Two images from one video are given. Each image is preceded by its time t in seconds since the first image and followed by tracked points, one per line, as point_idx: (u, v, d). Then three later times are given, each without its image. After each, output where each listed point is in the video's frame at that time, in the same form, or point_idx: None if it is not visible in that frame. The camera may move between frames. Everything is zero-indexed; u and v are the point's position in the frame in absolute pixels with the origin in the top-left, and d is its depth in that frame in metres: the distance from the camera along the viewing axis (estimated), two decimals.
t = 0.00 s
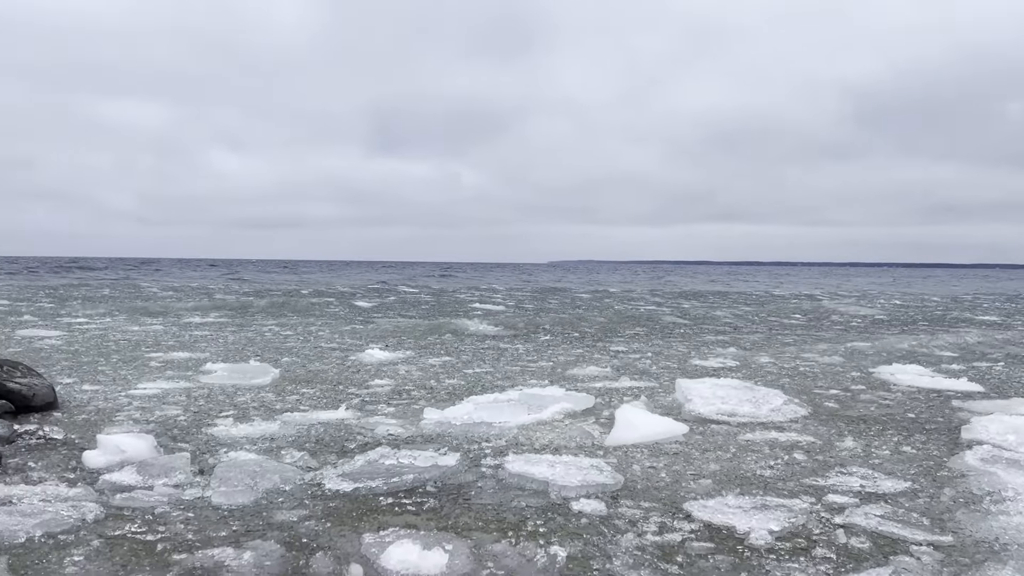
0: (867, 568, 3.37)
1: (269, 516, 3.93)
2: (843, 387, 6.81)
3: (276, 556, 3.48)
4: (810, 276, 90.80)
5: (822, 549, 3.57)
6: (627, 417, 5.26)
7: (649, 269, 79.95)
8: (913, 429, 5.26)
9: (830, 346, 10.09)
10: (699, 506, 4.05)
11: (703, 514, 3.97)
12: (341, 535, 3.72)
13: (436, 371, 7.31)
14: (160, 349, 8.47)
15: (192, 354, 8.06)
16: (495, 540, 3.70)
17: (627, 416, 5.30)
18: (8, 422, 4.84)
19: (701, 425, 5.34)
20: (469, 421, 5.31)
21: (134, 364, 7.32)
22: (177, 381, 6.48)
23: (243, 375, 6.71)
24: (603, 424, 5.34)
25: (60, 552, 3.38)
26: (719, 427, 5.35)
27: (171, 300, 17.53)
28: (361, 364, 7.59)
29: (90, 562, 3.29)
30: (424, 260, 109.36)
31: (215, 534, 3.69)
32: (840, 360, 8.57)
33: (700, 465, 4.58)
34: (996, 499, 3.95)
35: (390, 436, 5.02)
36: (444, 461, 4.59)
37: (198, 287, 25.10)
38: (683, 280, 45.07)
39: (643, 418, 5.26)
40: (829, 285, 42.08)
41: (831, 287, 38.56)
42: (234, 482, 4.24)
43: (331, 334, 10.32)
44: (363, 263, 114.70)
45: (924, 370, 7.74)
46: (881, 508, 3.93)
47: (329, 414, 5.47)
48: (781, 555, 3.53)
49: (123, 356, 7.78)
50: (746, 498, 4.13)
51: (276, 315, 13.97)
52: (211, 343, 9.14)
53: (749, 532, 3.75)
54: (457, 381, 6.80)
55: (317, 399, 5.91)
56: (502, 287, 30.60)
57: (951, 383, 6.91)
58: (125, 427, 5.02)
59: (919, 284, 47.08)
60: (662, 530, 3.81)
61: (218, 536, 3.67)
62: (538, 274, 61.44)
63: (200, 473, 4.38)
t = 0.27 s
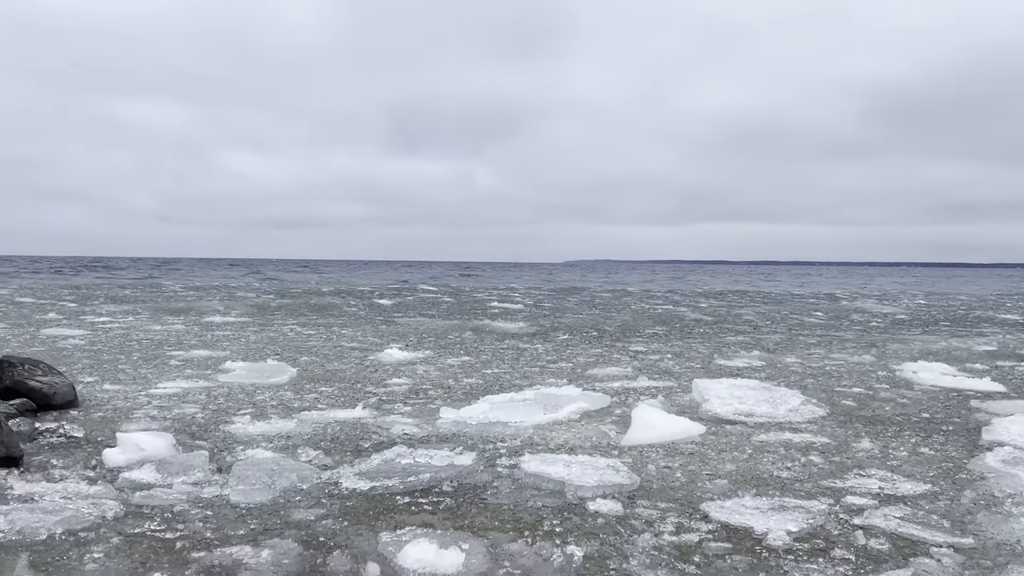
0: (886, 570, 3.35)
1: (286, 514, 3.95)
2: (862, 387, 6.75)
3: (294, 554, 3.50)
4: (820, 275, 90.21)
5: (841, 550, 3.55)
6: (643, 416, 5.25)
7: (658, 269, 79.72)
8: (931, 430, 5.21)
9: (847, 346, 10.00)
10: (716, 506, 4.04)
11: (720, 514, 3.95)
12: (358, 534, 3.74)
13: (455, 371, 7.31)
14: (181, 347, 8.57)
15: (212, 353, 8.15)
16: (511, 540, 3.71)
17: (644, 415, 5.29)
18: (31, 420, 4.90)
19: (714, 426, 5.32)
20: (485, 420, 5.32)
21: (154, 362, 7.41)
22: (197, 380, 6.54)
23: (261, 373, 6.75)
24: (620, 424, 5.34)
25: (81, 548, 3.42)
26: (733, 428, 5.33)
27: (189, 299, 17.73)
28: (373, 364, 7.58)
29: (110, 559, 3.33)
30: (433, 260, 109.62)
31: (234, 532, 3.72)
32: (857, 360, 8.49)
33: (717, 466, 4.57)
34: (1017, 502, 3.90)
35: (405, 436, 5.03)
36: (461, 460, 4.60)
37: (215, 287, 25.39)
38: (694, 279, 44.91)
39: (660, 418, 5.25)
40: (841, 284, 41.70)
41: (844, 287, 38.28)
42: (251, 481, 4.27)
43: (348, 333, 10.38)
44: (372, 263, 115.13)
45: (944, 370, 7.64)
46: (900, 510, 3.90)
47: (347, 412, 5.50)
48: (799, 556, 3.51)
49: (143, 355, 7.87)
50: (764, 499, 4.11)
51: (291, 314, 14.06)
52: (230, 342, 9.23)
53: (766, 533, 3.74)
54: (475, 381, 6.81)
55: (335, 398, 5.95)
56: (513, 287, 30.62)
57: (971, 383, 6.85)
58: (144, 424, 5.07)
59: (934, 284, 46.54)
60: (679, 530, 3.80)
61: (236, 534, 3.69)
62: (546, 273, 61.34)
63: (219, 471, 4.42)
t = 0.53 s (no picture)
0: (898, 571, 3.33)
1: (297, 513, 3.96)
2: (873, 388, 6.72)
3: (305, 553, 3.51)
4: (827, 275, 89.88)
5: (852, 550, 3.54)
6: (653, 417, 5.24)
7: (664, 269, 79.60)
8: (943, 431, 5.19)
9: (856, 347, 9.95)
10: (726, 507, 4.03)
11: (731, 515, 3.95)
12: (368, 533, 3.75)
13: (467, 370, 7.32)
14: (193, 346, 8.63)
15: (224, 352, 8.19)
16: (521, 539, 3.71)
17: (654, 415, 5.29)
18: (44, 419, 4.94)
19: (723, 426, 5.31)
20: (494, 420, 5.33)
21: (166, 361, 7.45)
22: (208, 379, 6.57)
23: (272, 372, 6.78)
24: (629, 424, 5.34)
25: (93, 546, 3.44)
26: (742, 428, 5.32)
27: (199, 299, 17.84)
28: (387, 364, 7.57)
29: (122, 558, 3.35)
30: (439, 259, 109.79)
31: (244, 531, 3.74)
32: (867, 360, 8.45)
33: (726, 466, 4.56)
34: None
35: (414, 435, 5.04)
36: (470, 460, 4.60)
37: (225, 287, 25.54)
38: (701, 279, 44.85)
39: (670, 418, 5.24)
40: (848, 284, 41.57)
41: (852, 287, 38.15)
42: (261, 480, 4.29)
43: (358, 333, 10.42)
44: (378, 262, 115.38)
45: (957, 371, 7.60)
46: (912, 512, 3.88)
47: (357, 411, 5.52)
48: (811, 556, 3.50)
49: (155, 354, 7.93)
50: (774, 500, 4.10)
51: (300, 313, 14.11)
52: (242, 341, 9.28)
53: (777, 534, 3.73)
54: (486, 380, 6.82)
55: (346, 397, 5.97)
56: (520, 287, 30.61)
57: (982, 383, 6.83)
58: (154, 423, 5.10)
59: (942, 284, 46.25)
60: (689, 530, 3.80)
61: (247, 533, 3.71)
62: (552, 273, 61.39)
63: (229, 470, 4.43)
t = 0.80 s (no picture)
0: (901, 572, 3.33)
1: (298, 513, 3.96)
2: (876, 388, 6.72)
3: (306, 553, 3.51)
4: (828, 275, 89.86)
5: (854, 551, 3.54)
6: (654, 417, 5.24)
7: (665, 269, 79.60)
8: (945, 432, 5.18)
9: (858, 347, 9.94)
10: (729, 507, 4.03)
11: (733, 515, 3.94)
12: (370, 533, 3.74)
13: (472, 370, 7.30)
14: (197, 346, 8.65)
15: (227, 352, 8.20)
16: (523, 539, 3.71)
17: (656, 416, 5.28)
18: (46, 419, 4.94)
19: (725, 426, 5.30)
20: (496, 420, 5.33)
21: (170, 360, 7.46)
22: (210, 378, 6.57)
23: (274, 372, 6.78)
24: (632, 425, 5.33)
25: (95, 546, 3.44)
26: (744, 428, 5.32)
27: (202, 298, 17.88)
28: (397, 364, 7.59)
29: (123, 558, 3.34)
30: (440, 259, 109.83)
31: (246, 531, 3.73)
32: (869, 360, 8.44)
33: (727, 467, 4.55)
34: None
35: (415, 435, 5.04)
36: (472, 460, 4.60)
37: (228, 286, 25.55)
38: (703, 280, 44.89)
39: (672, 418, 5.23)
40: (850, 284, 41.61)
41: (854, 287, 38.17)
42: (263, 479, 4.29)
43: (361, 333, 10.43)
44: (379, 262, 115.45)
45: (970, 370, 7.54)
46: (914, 512, 3.88)
47: (360, 411, 5.52)
48: (814, 557, 3.50)
49: (159, 353, 7.94)
50: (776, 500, 4.09)
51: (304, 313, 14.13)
52: (246, 341, 9.29)
53: (779, 534, 3.72)
54: (489, 380, 6.83)
55: (350, 396, 5.97)
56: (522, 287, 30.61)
57: (984, 382, 6.83)
58: (156, 423, 5.10)
59: (944, 284, 46.28)
60: (691, 530, 3.79)
61: (248, 533, 3.71)
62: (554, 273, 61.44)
63: (231, 469, 4.43)
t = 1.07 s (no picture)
0: (895, 571, 3.33)
1: (293, 514, 3.95)
2: (871, 387, 6.73)
3: (301, 553, 3.50)
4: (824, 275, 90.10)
5: (849, 550, 3.54)
6: (650, 417, 5.24)
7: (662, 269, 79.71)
8: (940, 431, 5.20)
9: (854, 347, 9.97)
10: (723, 506, 4.03)
11: (728, 514, 3.95)
12: (365, 533, 3.74)
13: (469, 370, 7.29)
14: (194, 345, 8.64)
15: (224, 351, 8.18)
16: (518, 538, 3.71)
17: (651, 415, 5.28)
18: (40, 418, 4.92)
19: (721, 426, 5.31)
20: (492, 419, 5.32)
21: (166, 360, 7.44)
22: (205, 378, 6.56)
23: (269, 371, 6.77)
24: (628, 424, 5.34)
25: (88, 547, 3.42)
26: (740, 427, 5.33)
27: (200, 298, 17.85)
28: (396, 364, 7.58)
29: (117, 558, 3.33)
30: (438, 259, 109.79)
31: (240, 531, 3.72)
32: (865, 360, 8.47)
33: (722, 467, 4.56)
34: None
35: (410, 434, 5.03)
36: (467, 459, 4.60)
37: (225, 286, 25.51)
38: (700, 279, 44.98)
39: (668, 418, 5.24)
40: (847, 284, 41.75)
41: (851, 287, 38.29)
42: (258, 479, 4.27)
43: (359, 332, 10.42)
44: (377, 262, 115.35)
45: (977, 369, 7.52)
46: (908, 512, 3.89)
47: (356, 410, 5.51)
48: (808, 556, 3.50)
49: (156, 353, 7.92)
50: (771, 500, 4.10)
51: (301, 312, 14.12)
52: (243, 340, 9.27)
53: (773, 533, 3.73)
54: (486, 379, 6.82)
55: (346, 396, 5.96)
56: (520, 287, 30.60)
57: (979, 381, 6.85)
58: (151, 423, 5.09)
59: (940, 284, 46.45)
60: (686, 529, 3.80)
61: (243, 533, 3.70)
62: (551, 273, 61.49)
63: (225, 469, 4.42)
